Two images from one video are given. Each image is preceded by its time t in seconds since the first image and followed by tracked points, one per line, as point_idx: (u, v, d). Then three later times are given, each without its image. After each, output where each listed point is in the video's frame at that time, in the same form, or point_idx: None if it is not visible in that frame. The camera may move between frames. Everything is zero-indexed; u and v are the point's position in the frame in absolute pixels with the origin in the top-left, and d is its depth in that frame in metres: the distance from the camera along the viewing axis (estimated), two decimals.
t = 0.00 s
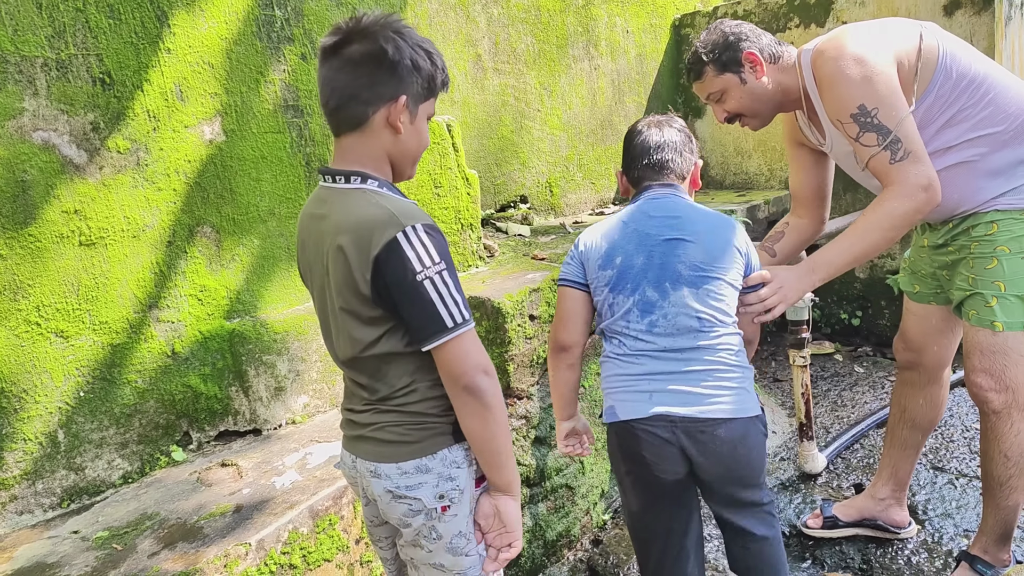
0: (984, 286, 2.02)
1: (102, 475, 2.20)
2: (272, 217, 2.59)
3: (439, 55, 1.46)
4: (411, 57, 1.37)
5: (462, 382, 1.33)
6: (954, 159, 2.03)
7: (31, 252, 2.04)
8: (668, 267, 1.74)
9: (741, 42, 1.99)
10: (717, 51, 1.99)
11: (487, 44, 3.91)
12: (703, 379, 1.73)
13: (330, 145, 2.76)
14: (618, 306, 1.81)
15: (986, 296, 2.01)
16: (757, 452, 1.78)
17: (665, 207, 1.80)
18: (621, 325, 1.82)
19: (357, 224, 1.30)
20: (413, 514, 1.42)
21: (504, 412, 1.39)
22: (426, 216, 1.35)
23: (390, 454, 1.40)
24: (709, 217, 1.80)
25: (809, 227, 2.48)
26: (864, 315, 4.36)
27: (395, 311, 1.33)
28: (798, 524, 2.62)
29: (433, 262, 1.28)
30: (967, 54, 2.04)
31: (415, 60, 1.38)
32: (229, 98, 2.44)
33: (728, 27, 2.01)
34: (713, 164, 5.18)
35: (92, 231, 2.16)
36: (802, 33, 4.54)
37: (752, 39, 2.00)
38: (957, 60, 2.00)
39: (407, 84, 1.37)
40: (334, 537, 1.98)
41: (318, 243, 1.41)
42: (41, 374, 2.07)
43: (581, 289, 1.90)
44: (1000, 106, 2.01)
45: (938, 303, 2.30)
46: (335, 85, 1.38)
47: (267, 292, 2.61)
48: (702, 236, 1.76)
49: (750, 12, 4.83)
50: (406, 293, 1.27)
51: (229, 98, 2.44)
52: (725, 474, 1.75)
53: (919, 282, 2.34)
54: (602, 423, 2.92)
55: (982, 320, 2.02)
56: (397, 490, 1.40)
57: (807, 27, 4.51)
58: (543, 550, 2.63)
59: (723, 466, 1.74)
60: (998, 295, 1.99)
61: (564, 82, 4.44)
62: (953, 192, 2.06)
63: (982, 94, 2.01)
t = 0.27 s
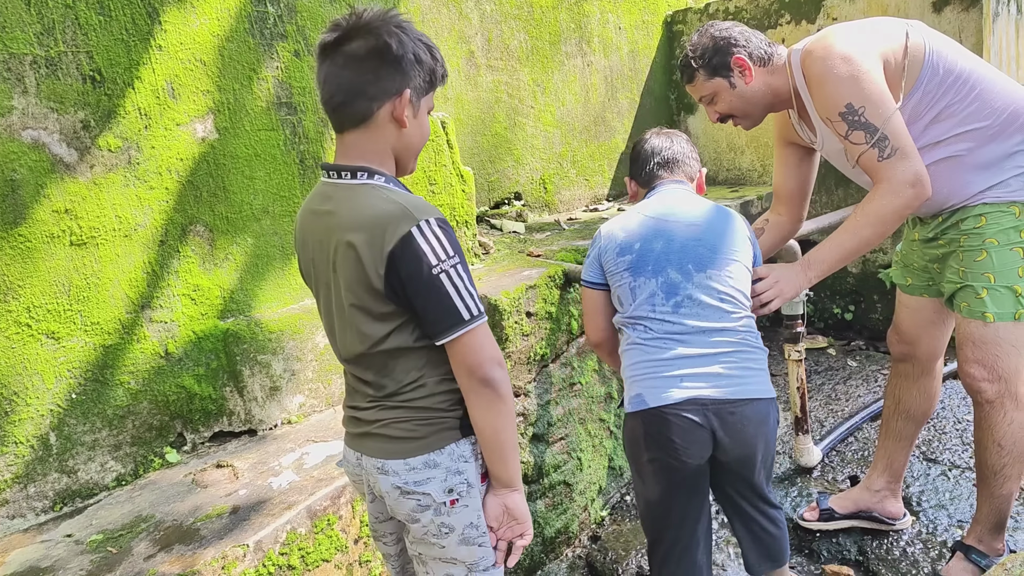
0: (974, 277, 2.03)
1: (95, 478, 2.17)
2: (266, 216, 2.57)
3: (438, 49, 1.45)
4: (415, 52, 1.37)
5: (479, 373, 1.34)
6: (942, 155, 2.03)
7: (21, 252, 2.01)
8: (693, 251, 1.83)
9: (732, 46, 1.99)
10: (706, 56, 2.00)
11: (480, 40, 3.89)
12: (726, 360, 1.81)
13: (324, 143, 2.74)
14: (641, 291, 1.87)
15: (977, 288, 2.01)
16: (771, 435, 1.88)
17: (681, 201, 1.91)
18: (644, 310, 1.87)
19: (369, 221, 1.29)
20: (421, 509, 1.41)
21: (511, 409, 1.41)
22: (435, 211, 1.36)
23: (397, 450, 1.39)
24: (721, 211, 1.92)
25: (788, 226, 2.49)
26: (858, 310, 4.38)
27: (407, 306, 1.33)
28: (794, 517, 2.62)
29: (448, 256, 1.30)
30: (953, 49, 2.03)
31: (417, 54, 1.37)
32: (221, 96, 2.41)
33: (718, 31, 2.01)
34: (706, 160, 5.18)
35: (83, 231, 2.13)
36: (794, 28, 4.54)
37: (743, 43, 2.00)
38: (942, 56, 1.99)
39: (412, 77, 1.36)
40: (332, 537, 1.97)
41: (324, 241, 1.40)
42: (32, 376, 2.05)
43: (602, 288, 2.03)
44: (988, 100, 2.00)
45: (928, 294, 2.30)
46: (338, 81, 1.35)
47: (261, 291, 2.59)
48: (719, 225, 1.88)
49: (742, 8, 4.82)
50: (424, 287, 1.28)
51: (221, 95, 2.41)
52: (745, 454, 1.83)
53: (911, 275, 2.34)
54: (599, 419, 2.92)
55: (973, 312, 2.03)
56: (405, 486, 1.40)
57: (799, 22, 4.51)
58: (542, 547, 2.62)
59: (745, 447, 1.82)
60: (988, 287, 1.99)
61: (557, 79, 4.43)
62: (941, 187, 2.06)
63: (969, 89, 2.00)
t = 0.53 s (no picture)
0: (967, 274, 2.07)
1: (87, 469, 2.16)
2: (259, 208, 2.56)
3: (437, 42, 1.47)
4: (419, 41, 1.39)
5: (478, 370, 1.37)
6: (938, 152, 2.06)
7: (13, 242, 1.99)
8: (701, 236, 1.88)
9: (728, 43, 2.00)
10: (702, 53, 2.02)
11: (474, 34, 3.88)
12: (737, 342, 1.84)
13: (318, 135, 2.73)
14: (651, 275, 1.91)
15: (970, 285, 2.05)
16: (780, 421, 1.90)
17: (689, 189, 1.97)
18: (655, 294, 1.91)
19: (383, 214, 1.30)
20: (425, 497, 1.43)
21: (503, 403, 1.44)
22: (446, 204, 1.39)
23: (400, 439, 1.41)
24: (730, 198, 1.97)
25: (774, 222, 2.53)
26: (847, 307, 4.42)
27: (416, 298, 1.35)
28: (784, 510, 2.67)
29: (462, 248, 1.33)
30: (950, 48, 2.06)
31: (421, 44, 1.39)
32: (215, 86, 2.40)
33: (715, 28, 2.02)
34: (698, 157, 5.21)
35: (76, 221, 2.12)
36: (787, 25, 4.56)
37: (739, 40, 2.01)
38: (939, 55, 2.02)
39: (418, 66, 1.38)
40: (326, 529, 1.98)
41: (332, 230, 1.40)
42: (24, 366, 2.03)
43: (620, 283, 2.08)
44: (983, 98, 2.03)
45: (920, 291, 2.34)
46: (344, 69, 1.35)
47: (254, 283, 2.59)
48: (728, 211, 1.92)
49: (735, 4, 4.82)
50: (438, 277, 1.31)
51: (215, 86, 2.40)
52: (754, 438, 1.86)
53: (904, 272, 2.37)
54: (591, 414, 2.94)
55: (965, 308, 2.06)
56: (408, 474, 1.42)
57: (791, 20, 4.53)
58: (534, 540, 2.64)
59: (754, 429, 1.85)
60: (981, 284, 2.03)
61: (550, 73, 4.43)
62: (938, 183, 2.08)
63: (965, 87, 2.03)
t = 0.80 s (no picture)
0: (964, 272, 2.07)
1: (81, 460, 2.15)
2: (255, 199, 2.55)
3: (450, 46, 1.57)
4: (440, 40, 1.48)
5: (486, 357, 1.42)
6: (939, 148, 2.07)
7: (7, 231, 1.98)
8: (700, 232, 1.88)
9: (730, 39, 1.99)
10: (704, 49, 2.01)
11: (471, 27, 3.87)
12: (736, 339, 1.85)
13: (314, 127, 2.72)
14: (650, 272, 1.91)
15: (967, 282, 2.06)
16: (778, 419, 1.90)
17: (690, 185, 1.97)
18: (653, 290, 1.92)
19: (405, 200, 1.36)
20: (429, 477, 1.49)
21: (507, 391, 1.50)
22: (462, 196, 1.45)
23: (405, 422, 1.46)
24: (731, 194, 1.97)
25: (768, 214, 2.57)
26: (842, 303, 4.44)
27: (433, 284, 1.40)
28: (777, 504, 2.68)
29: (477, 238, 1.39)
30: (953, 44, 2.06)
31: (442, 43, 1.49)
32: (210, 76, 2.38)
33: (716, 25, 2.02)
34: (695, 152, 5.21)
35: (70, 211, 2.10)
36: (785, 21, 4.56)
37: (742, 36, 2.00)
38: (942, 51, 2.02)
39: (439, 63, 1.47)
40: (321, 521, 1.98)
41: (346, 215, 1.44)
42: (18, 356, 2.02)
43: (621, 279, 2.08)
44: (985, 95, 2.03)
45: (917, 289, 2.34)
46: (369, 58, 1.41)
47: (250, 275, 2.58)
48: (728, 208, 1.92)
49: None
50: (456, 264, 1.36)
51: (210, 76, 2.38)
52: (751, 435, 1.86)
53: (902, 268, 2.38)
54: (586, 408, 2.95)
55: (962, 305, 2.07)
56: (413, 455, 1.47)
57: (790, 15, 4.53)
58: (528, 533, 2.65)
59: (752, 427, 1.85)
60: (978, 281, 2.04)
61: (548, 67, 4.42)
62: (939, 179, 2.09)
63: (967, 84, 2.03)
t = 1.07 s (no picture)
0: (961, 263, 2.11)
1: (78, 446, 2.16)
2: (251, 187, 2.55)
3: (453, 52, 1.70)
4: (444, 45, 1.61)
5: (471, 331, 1.49)
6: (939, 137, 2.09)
7: (4, 217, 1.97)
8: (695, 224, 1.89)
9: (728, 27, 2.01)
10: (702, 36, 2.03)
11: (467, 15, 3.85)
12: (730, 330, 1.87)
13: (310, 115, 2.72)
14: (646, 264, 1.93)
15: (965, 273, 2.09)
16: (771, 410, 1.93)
17: (685, 176, 1.98)
18: (649, 282, 1.93)
19: (407, 183, 1.46)
20: (433, 442, 1.59)
21: (504, 365, 1.55)
22: (462, 181, 1.54)
23: (411, 390, 1.57)
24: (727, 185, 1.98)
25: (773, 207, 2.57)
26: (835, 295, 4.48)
27: (432, 262, 1.50)
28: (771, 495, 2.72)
29: (469, 219, 1.47)
30: (953, 33, 2.08)
31: (446, 47, 1.61)
32: (207, 63, 2.37)
33: (714, 12, 2.04)
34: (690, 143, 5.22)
35: (67, 197, 2.10)
36: (781, 12, 4.57)
37: (740, 24, 2.01)
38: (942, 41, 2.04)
39: (443, 64, 1.59)
40: (317, 508, 2.00)
41: (355, 200, 1.55)
42: (15, 342, 2.02)
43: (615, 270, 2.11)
44: (985, 84, 2.05)
45: (914, 279, 2.38)
46: (380, 58, 1.53)
47: (245, 263, 2.58)
48: (724, 200, 1.93)
49: None
50: (448, 243, 1.45)
51: (207, 63, 2.37)
52: (745, 427, 1.89)
53: (899, 259, 2.41)
54: (580, 398, 2.97)
55: (960, 297, 2.11)
56: (418, 421, 1.58)
57: (786, 6, 4.54)
58: (522, 521, 2.67)
59: (747, 418, 1.88)
60: (975, 272, 2.07)
61: (543, 57, 4.41)
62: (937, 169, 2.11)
63: (966, 74, 2.05)
